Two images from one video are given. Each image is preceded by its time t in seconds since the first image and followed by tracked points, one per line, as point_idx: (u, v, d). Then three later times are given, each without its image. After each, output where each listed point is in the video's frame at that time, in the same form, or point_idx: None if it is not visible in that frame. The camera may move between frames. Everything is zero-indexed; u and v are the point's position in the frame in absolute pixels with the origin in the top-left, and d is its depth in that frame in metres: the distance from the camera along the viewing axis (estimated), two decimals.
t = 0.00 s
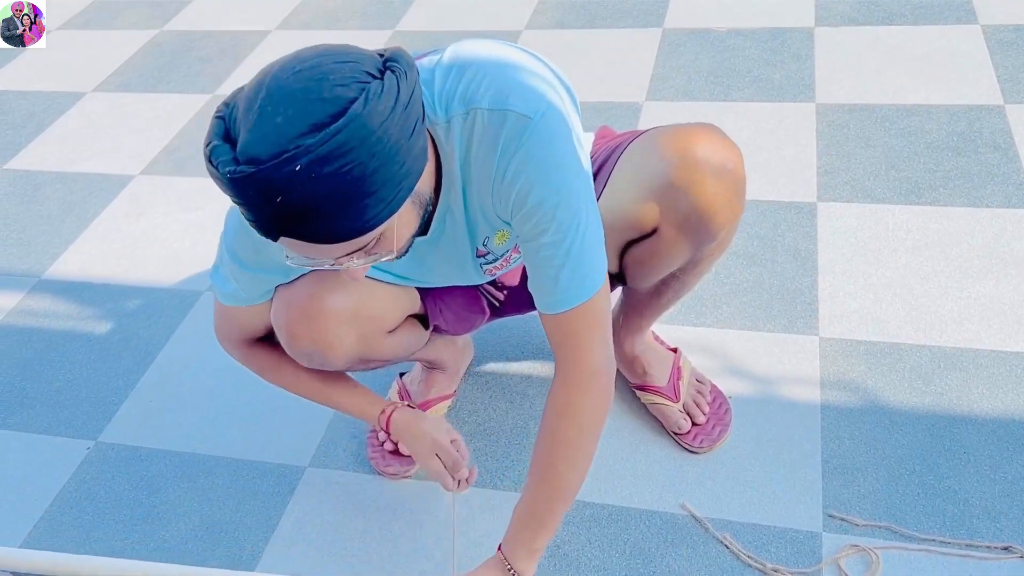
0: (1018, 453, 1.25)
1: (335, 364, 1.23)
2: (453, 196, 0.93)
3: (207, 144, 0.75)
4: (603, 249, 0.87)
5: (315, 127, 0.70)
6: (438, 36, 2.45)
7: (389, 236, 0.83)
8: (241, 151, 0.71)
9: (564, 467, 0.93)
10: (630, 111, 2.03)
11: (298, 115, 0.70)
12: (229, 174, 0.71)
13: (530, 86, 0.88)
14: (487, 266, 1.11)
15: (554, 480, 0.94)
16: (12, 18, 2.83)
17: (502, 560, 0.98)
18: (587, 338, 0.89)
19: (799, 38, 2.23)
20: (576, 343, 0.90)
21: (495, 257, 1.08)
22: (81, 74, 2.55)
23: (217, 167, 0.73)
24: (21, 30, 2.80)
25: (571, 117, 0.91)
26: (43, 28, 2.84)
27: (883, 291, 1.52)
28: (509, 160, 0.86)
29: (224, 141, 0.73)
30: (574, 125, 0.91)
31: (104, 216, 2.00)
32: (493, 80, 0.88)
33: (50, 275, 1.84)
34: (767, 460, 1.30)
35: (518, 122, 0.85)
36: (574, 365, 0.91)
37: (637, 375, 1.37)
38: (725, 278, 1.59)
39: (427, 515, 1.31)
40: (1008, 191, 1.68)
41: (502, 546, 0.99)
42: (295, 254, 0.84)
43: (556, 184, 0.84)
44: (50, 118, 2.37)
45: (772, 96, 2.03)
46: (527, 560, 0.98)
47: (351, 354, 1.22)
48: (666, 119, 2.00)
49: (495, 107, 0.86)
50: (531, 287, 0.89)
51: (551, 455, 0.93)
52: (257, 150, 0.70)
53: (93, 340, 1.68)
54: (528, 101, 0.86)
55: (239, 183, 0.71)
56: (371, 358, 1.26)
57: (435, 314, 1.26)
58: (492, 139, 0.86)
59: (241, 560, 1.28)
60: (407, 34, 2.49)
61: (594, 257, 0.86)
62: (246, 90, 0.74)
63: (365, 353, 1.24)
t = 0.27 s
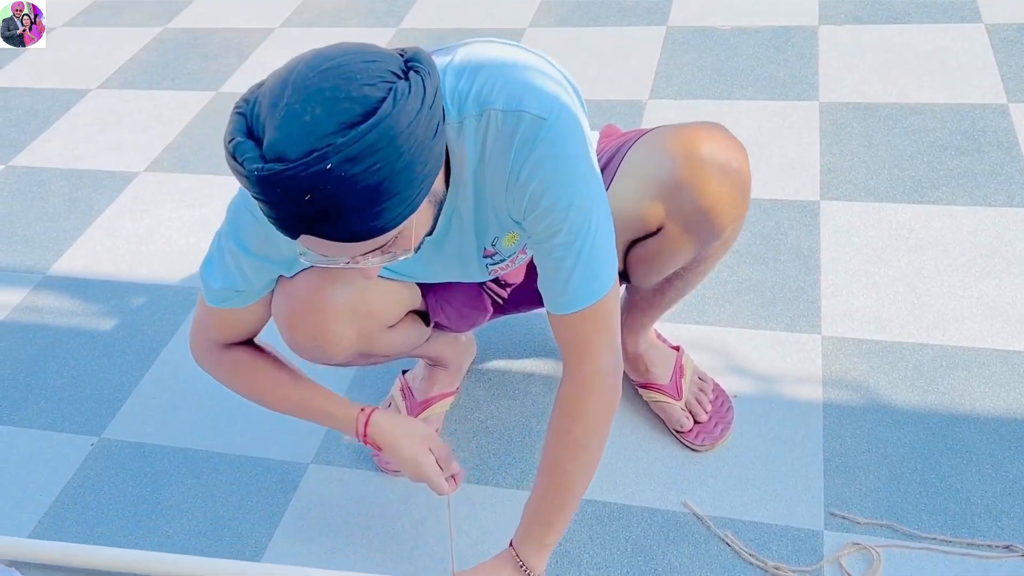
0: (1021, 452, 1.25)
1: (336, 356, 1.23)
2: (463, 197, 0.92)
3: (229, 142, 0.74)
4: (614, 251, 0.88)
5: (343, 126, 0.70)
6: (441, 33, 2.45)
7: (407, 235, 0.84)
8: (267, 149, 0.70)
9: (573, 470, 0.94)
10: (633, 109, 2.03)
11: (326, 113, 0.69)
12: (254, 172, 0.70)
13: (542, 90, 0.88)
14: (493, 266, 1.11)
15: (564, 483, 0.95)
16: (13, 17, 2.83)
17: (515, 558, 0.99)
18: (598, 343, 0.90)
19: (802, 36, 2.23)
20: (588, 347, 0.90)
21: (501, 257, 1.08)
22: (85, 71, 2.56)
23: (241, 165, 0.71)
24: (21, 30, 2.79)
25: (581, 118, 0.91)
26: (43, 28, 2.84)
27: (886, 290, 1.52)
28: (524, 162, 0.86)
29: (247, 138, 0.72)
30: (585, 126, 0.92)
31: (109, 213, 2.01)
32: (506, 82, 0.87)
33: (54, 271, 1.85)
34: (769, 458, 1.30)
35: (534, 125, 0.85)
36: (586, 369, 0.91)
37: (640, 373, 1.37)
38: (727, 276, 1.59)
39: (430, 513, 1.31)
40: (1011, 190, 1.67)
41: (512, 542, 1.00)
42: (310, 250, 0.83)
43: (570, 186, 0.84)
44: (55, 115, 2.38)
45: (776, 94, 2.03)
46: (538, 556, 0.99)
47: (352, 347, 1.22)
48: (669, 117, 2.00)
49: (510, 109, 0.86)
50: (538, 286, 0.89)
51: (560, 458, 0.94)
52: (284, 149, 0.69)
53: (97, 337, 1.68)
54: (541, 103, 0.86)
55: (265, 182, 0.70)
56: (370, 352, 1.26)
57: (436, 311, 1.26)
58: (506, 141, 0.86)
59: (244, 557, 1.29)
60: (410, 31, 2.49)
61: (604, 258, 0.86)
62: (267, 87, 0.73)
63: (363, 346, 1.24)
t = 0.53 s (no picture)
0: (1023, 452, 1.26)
1: (334, 343, 1.23)
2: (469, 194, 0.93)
3: (240, 122, 0.74)
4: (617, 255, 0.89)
5: (356, 107, 0.70)
6: (445, 32, 2.46)
7: (412, 223, 0.84)
8: (279, 128, 0.70)
9: (577, 465, 0.96)
10: (636, 108, 2.04)
11: (339, 94, 0.70)
12: (266, 150, 0.70)
13: (552, 92, 0.88)
14: (495, 263, 1.11)
15: (569, 478, 0.96)
16: (14, 19, 2.82)
17: (522, 550, 1.02)
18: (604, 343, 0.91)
19: (806, 35, 2.23)
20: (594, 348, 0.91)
21: (503, 255, 1.08)
22: (90, 69, 2.57)
23: (253, 144, 0.71)
24: (21, 31, 2.79)
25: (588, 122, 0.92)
26: (44, 29, 2.83)
27: (888, 289, 1.52)
28: (532, 162, 0.86)
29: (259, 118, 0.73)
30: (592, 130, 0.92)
31: (113, 210, 2.01)
32: (516, 82, 0.88)
33: (59, 269, 1.86)
34: (771, 456, 1.30)
35: (543, 126, 0.85)
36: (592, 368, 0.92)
37: (642, 371, 1.38)
38: (730, 275, 1.60)
39: (433, 510, 1.32)
40: (1014, 189, 1.68)
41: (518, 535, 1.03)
42: (314, 232, 0.83)
43: (576, 188, 0.85)
44: (60, 113, 2.38)
45: (779, 93, 2.03)
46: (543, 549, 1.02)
47: (349, 333, 1.23)
48: (672, 116, 2.00)
49: (519, 108, 0.86)
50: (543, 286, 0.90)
51: (565, 453, 0.96)
52: (297, 127, 0.70)
53: (102, 334, 1.69)
54: (551, 105, 0.86)
55: (277, 159, 0.70)
56: (368, 340, 1.26)
57: (435, 306, 1.27)
58: (515, 140, 0.86)
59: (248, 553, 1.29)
60: (414, 30, 2.50)
61: (607, 262, 0.87)
62: (280, 70, 0.74)
63: (361, 334, 1.25)
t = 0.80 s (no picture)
0: None
1: (358, 351, 1.22)
2: (471, 185, 0.92)
3: (232, 99, 0.74)
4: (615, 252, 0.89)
5: (344, 78, 0.70)
6: (447, 29, 2.45)
7: (405, 203, 0.83)
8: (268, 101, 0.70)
9: (577, 458, 0.96)
10: (639, 106, 2.03)
11: (328, 65, 0.70)
12: (254, 123, 0.70)
13: (555, 87, 0.88)
14: (500, 257, 1.11)
15: (569, 469, 0.96)
16: (13, 18, 2.80)
17: (523, 542, 1.04)
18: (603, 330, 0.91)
19: (809, 33, 2.22)
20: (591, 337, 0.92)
21: (508, 249, 1.08)
22: (91, 66, 2.56)
23: (242, 118, 0.71)
24: (21, 29, 2.77)
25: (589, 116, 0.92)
26: (43, 28, 2.81)
27: (891, 288, 1.52)
28: (532, 155, 0.85)
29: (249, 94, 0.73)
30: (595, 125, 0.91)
31: (114, 207, 2.01)
32: (520, 77, 0.87)
33: (60, 265, 1.85)
34: (773, 455, 1.30)
35: (545, 120, 0.85)
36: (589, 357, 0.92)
37: (644, 370, 1.37)
38: (733, 273, 1.59)
39: (433, 508, 1.31)
40: (1019, 188, 1.67)
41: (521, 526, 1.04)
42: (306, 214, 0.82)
43: (578, 180, 0.85)
44: (60, 109, 2.38)
45: (782, 91, 2.02)
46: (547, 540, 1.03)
47: (373, 342, 1.22)
48: (675, 114, 1.99)
49: (523, 102, 0.86)
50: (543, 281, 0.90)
51: (565, 445, 0.96)
52: (285, 101, 0.70)
53: (102, 331, 1.68)
54: (553, 97, 0.86)
55: (265, 132, 0.70)
56: (390, 348, 1.25)
57: (451, 305, 1.26)
58: (516, 134, 0.86)
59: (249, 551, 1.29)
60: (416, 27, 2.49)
61: (607, 255, 0.88)
62: (272, 47, 0.74)
63: (384, 342, 1.23)
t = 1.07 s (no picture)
0: None
1: (365, 348, 1.21)
2: (473, 181, 0.93)
3: (225, 96, 0.75)
4: (617, 247, 0.88)
5: (333, 80, 0.71)
6: (449, 27, 2.45)
7: (399, 204, 0.83)
8: (258, 101, 0.71)
9: (578, 453, 0.97)
10: (641, 105, 2.03)
11: (318, 67, 0.70)
12: (244, 121, 0.71)
13: (555, 82, 0.88)
14: (502, 255, 1.11)
15: (572, 464, 0.97)
16: (13, 18, 2.79)
17: (525, 531, 1.05)
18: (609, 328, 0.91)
19: (812, 32, 2.22)
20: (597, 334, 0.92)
21: (511, 247, 1.08)
22: (93, 64, 2.56)
23: (233, 116, 0.72)
24: (21, 30, 2.75)
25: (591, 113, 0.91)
26: (43, 28, 2.80)
27: (894, 287, 1.52)
28: (531, 150, 0.86)
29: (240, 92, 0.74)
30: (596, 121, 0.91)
31: (116, 205, 2.01)
32: (520, 73, 0.88)
33: (63, 264, 1.85)
34: (777, 454, 1.30)
35: (544, 115, 0.85)
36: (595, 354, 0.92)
37: (648, 369, 1.37)
38: (736, 272, 1.59)
39: (437, 507, 1.31)
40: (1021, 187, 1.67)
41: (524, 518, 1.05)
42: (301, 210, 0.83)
43: (576, 175, 0.84)
44: (63, 108, 2.38)
45: (785, 90, 2.02)
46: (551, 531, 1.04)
47: (381, 338, 1.21)
48: (677, 113, 1.99)
49: (521, 97, 0.86)
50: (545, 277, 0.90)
51: (567, 441, 0.97)
52: (274, 100, 0.70)
53: (106, 329, 1.69)
54: (552, 94, 0.86)
55: (254, 131, 0.71)
56: (396, 344, 1.25)
57: (458, 304, 1.26)
58: (515, 129, 0.86)
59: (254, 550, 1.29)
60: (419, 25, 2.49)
61: (608, 251, 0.87)
62: (265, 46, 0.75)
63: (391, 339, 1.22)
